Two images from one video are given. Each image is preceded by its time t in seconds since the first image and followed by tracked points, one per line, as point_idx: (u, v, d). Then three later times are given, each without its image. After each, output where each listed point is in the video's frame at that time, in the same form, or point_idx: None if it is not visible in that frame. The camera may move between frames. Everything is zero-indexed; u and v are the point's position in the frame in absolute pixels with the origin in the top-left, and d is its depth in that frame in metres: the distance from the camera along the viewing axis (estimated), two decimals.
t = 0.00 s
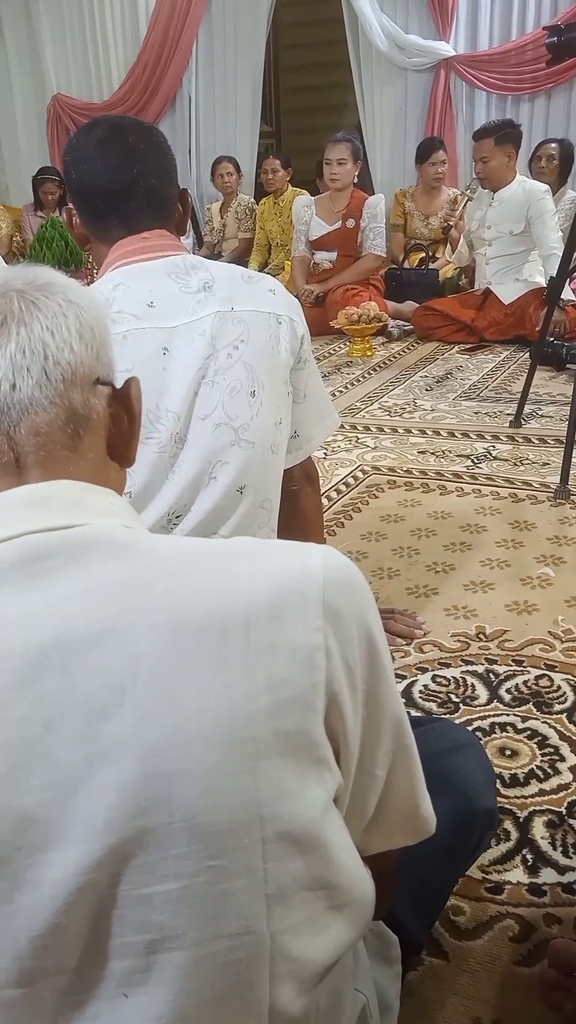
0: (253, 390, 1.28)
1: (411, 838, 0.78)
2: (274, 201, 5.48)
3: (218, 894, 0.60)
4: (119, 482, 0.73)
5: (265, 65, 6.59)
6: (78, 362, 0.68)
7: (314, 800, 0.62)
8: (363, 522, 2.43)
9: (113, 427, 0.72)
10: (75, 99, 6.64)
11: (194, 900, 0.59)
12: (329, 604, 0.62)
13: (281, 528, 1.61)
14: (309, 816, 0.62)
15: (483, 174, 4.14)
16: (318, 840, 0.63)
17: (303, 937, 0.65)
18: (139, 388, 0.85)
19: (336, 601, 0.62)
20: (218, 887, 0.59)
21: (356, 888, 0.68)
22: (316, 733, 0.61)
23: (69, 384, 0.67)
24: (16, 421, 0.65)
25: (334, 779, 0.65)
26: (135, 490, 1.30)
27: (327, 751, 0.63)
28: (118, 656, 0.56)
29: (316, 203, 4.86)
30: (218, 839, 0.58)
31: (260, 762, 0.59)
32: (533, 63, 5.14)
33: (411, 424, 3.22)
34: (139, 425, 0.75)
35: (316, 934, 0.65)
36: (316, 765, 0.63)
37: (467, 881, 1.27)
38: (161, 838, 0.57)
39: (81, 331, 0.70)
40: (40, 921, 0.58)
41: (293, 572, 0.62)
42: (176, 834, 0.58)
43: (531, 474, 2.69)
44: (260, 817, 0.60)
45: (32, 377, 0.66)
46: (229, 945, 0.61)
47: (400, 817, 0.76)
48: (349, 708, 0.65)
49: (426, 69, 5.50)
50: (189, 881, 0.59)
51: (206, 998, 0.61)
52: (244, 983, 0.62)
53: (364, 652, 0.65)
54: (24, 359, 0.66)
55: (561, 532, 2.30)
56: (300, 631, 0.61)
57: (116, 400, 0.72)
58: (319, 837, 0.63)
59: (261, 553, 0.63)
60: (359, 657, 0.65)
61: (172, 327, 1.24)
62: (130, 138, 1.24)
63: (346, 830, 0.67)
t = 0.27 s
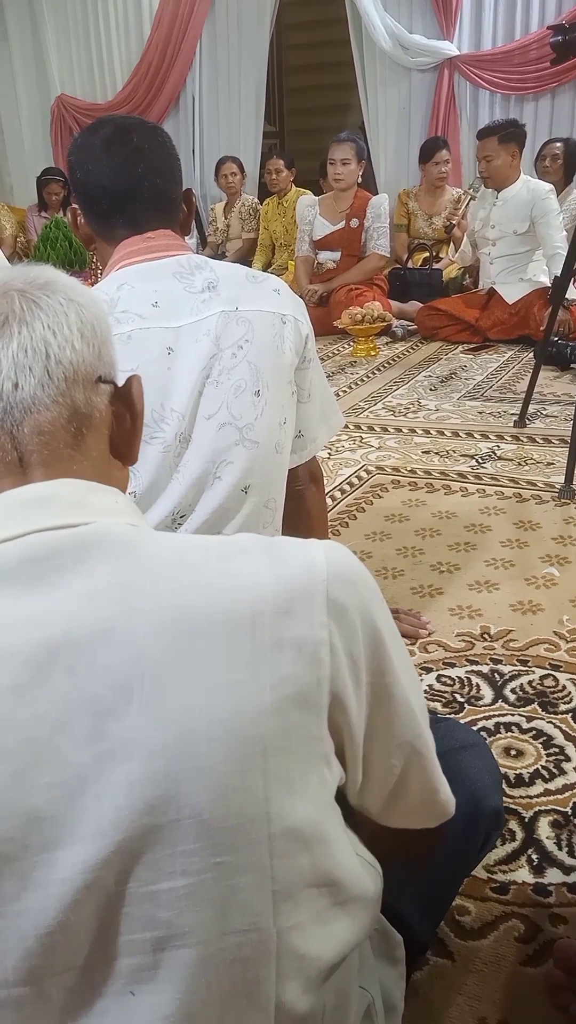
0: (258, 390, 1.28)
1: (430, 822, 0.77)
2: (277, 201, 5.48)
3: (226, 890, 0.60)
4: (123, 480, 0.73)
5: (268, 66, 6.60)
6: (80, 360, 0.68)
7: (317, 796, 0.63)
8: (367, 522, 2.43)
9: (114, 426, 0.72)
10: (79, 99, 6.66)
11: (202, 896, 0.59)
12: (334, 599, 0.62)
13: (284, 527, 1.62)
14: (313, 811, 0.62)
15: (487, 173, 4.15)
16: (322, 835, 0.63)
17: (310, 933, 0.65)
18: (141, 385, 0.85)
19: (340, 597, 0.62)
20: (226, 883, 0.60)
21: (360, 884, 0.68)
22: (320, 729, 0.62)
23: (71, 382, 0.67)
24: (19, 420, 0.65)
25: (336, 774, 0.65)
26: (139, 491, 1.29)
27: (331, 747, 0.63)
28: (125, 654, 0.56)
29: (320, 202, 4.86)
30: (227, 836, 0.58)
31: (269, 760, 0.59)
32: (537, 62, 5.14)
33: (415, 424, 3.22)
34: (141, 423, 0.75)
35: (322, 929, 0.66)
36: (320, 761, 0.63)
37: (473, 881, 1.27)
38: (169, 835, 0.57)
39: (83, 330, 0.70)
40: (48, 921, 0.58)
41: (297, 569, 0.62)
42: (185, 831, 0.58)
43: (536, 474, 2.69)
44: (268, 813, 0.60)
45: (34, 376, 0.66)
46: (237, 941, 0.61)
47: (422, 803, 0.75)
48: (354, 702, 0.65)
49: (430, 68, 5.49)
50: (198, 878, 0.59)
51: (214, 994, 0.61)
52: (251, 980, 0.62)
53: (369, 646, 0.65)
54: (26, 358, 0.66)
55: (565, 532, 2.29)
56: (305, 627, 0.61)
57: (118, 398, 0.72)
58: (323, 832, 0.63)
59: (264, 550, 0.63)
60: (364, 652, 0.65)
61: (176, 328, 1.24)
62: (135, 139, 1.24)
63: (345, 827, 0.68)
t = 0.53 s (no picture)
0: (261, 388, 1.28)
1: (453, 824, 0.77)
2: (280, 200, 5.48)
3: (234, 882, 0.60)
4: (134, 477, 0.73)
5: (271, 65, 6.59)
6: (94, 357, 0.68)
7: (323, 788, 0.63)
8: (370, 520, 2.43)
9: (127, 423, 0.72)
10: (82, 99, 6.66)
11: (210, 889, 0.59)
12: (342, 593, 0.62)
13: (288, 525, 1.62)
14: (319, 802, 0.63)
15: (489, 171, 4.16)
16: (327, 827, 0.64)
17: (315, 927, 0.65)
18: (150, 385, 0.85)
19: (349, 591, 0.63)
20: (233, 876, 0.60)
21: (366, 878, 0.68)
22: (327, 721, 0.62)
23: (85, 378, 0.67)
24: (33, 415, 0.65)
25: (342, 766, 0.65)
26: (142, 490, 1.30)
27: (338, 740, 0.63)
28: (134, 647, 0.56)
29: (323, 200, 4.84)
30: (235, 827, 0.59)
31: (278, 752, 0.59)
32: (540, 60, 5.13)
33: (418, 423, 3.22)
34: (154, 419, 0.76)
35: (326, 922, 0.66)
36: (327, 754, 0.63)
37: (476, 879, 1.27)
38: (178, 826, 0.58)
39: (97, 328, 0.70)
40: (55, 911, 0.58)
41: (306, 564, 0.62)
42: (193, 823, 0.58)
43: (539, 472, 2.68)
44: (276, 804, 0.60)
45: (49, 371, 0.66)
46: (244, 934, 0.61)
47: (439, 803, 0.75)
48: (362, 696, 0.65)
49: (433, 67, 5.49)
50: (206, 870, 0.59)
51: (220, 987, 0.62)
52: (258, 973, 0.62)
53: (377, 640, 0.66)
54: (41, 353, 0.66)
55: (569, 531, 2.29)
56: (314, 620, 0.61)
57: (130, 397, 0.73)
58: (328, 825, 0.64)
59: (274, 544, 0.63)
60: (372, 646, 0.65)
61: (179, 325, 1.24)
62: (137, 136, 1.24)
63: (351, 821, 0.68)
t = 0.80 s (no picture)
0: (263, 386, 1.28)
1: (456, 823, 0.77)
2: (283, 198, 5.48)
3: (236, 885, 0.60)
4: (138, 477, 0.73)
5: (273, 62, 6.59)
6: (99, 356, 0.68)
7: (326, 792, 0.63)
8: (373, 518, 2.43)
9: (132, 422, 0.72)
10: (84, 97, 6.66)
11: (212, 892, 0.59)
12: (347, 598, 0.62)
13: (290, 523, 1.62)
14: (322, 807, 0.62)
15: (492, 168, 4.15)
16: (329, 832, 0.63)
17: (317, 930, 0.65)
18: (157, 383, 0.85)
19: (353, 596, 0.63)
20: (235, 880, 0.60)
21: (367, 880, 0.68)
22: (331, 726, 0.62)
23: (89, 377, 0.67)
24: (37, 414, 0.65)
25: (346, 771, 0.65)
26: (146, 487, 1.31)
27: (341, 745, 0.63)
28: (136, 650, 0.56)
29: (325, 198, 4.81)
30: (237, 831, 0.59)
31: (281, 757, 0.59)
32: (543, 57, 5.12)
33: (420, 421, 3.22)
34: (159, 417, 0.76)
35: (328, 925, 0.66)
36: (330, 760, 0.63)
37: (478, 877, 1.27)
38: (180, 831, 0.58)
39: (103, 326, 0.70)
40: (57, 913, 0.58)
41: (310, 568, 0.62)
42: (194, 827, 0.58)
43: (541, 470, 2.68)
44: (279, 809, 0.60)
45: (53, 370, 0.66)
46: (245, 938, 0.61)
47: (442, 804, 0.76)
48: (366, 700, 0.65)
49: (435, 64, 5.48)
50: (207, 873, 0.59)
51: (222, 990, 0.62)
52: (259, 976, 0.62)
53: (381, 644, 0.65)
54: (45, 352, 0.66)
55: (571, 529, 2.29)
56: (317, 624, 0.61)
57: (136, 395, 0.72)
58: (330, 830, 0.63)
59: (278, 547, 0.63)
60: (376, 650, 0.65)
61: (181, 324, 1.24)
62: (139, 134, 1.24)
63: (353, 824, 0.68)
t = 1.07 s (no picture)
0: (264, 385, 1.28)
1: (457, 818, 0.78)
2: (285, 195, 5.47)
3: (236, 887, 0.60)
4: (138, 474, 0.73)
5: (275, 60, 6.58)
6: (98, 354, 0.68)
7: (327, 793, 0.63)
8: (375, 516, 2.43)
9: (132, 419, 0.72)
10: (86, 95, 6.65)
11: (213, 893, 0.59)
12: (348, 598, 0.62)
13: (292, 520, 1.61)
14: (322, 808, 0.62)
15: (494, 166, 4.14)
16: (331, 832, 0.63)
17: (319, 930, 0.65)
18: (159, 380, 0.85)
19: (354, 596, 0.62)
20: (235, 881, 0.60)
21: (368, 880, 0.68)
22: (332, 727, 0.62)
23: (88, 375, 0.67)
24: (35, 412, 0.64)
25: (347, 771, 0.65)
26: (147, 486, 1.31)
27: (342, 745, 0.63)
28: (135, 651, 0.56)
29: (327, 197, 4.82)
30: (238, 832, 0.59)
31: (281, 758, 0.59)
32: (545, 54, 5.11)
33: (422, 418, 3.22)
34: (159, 415, 0.76)
35: (330, 926, 0.66)
36: (331, 760, 0.63)
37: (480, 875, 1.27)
38: (181, 832, 0.58)
39: (102, 324, 0.70)
40: (58, 914, 0.58)
41: (310, 567, 0.62)
42: (195, 828, 0.58)
43: (543, 468, 2.68)
44: (280, 810, 0.60)
45: (52, 368, 0.65)
46: (246, 939, 0.61)
47: (443, 802, 0.76)
48: (367, 700, 0.65)
49: (437, 61, 5.47)
50: (207, 874, 0.59)
51: (224, 991, 0.62)
52: (261, 977, 0.63)
53: (382, 645, 0.65)
54: (44, 350, 0.66)
55: (573, 526, 2.29)
56: (318, 624, 0.61)
57: (135, 393, 0.72)
58: (331, 830, 0.63)
59: (279, 546, 0.63)
60: (377, 650, 0.65)
61: (182, 322, 1.24)
62: (141, 131, 1.24)
63: (354, 823, 0.68)
